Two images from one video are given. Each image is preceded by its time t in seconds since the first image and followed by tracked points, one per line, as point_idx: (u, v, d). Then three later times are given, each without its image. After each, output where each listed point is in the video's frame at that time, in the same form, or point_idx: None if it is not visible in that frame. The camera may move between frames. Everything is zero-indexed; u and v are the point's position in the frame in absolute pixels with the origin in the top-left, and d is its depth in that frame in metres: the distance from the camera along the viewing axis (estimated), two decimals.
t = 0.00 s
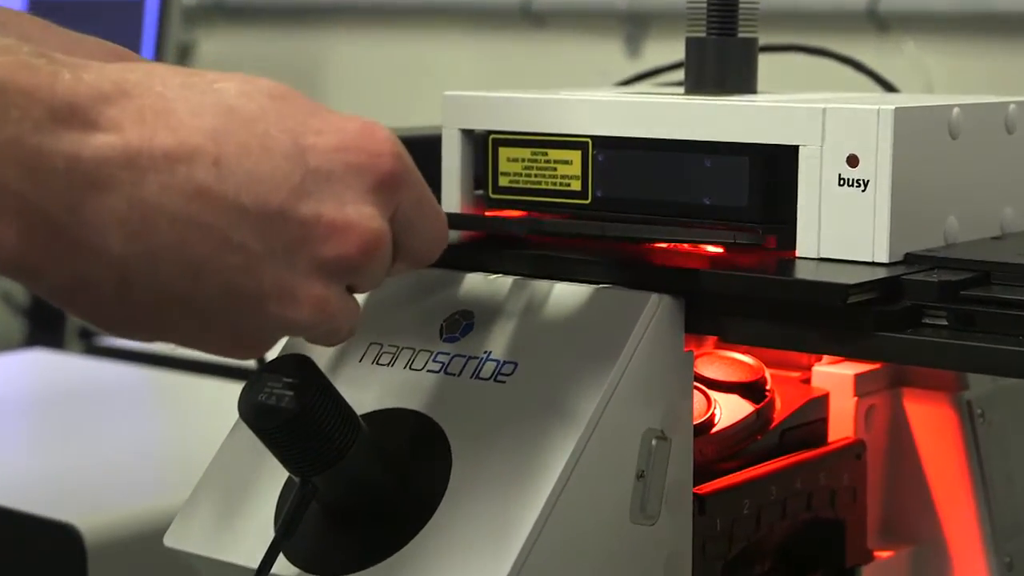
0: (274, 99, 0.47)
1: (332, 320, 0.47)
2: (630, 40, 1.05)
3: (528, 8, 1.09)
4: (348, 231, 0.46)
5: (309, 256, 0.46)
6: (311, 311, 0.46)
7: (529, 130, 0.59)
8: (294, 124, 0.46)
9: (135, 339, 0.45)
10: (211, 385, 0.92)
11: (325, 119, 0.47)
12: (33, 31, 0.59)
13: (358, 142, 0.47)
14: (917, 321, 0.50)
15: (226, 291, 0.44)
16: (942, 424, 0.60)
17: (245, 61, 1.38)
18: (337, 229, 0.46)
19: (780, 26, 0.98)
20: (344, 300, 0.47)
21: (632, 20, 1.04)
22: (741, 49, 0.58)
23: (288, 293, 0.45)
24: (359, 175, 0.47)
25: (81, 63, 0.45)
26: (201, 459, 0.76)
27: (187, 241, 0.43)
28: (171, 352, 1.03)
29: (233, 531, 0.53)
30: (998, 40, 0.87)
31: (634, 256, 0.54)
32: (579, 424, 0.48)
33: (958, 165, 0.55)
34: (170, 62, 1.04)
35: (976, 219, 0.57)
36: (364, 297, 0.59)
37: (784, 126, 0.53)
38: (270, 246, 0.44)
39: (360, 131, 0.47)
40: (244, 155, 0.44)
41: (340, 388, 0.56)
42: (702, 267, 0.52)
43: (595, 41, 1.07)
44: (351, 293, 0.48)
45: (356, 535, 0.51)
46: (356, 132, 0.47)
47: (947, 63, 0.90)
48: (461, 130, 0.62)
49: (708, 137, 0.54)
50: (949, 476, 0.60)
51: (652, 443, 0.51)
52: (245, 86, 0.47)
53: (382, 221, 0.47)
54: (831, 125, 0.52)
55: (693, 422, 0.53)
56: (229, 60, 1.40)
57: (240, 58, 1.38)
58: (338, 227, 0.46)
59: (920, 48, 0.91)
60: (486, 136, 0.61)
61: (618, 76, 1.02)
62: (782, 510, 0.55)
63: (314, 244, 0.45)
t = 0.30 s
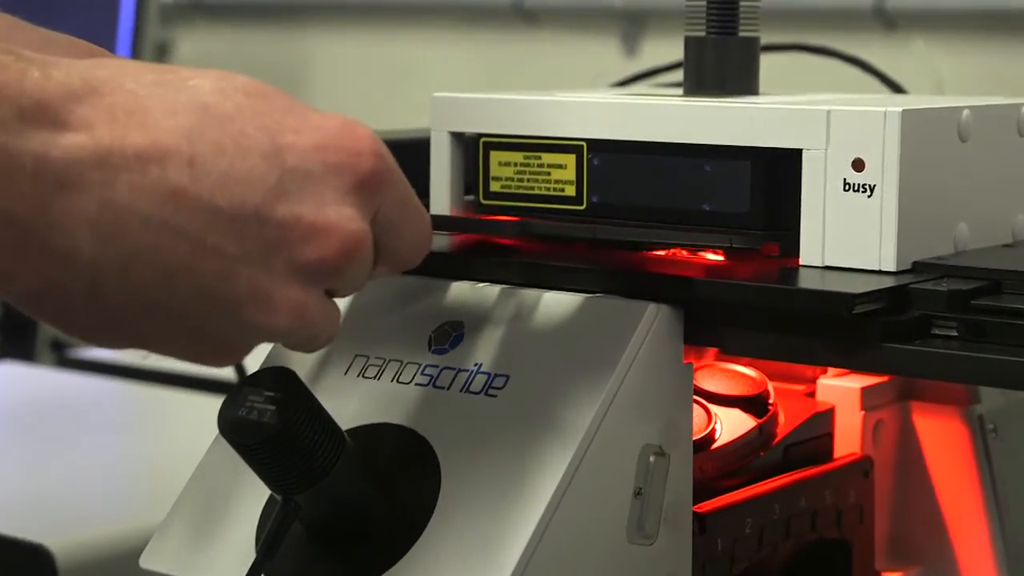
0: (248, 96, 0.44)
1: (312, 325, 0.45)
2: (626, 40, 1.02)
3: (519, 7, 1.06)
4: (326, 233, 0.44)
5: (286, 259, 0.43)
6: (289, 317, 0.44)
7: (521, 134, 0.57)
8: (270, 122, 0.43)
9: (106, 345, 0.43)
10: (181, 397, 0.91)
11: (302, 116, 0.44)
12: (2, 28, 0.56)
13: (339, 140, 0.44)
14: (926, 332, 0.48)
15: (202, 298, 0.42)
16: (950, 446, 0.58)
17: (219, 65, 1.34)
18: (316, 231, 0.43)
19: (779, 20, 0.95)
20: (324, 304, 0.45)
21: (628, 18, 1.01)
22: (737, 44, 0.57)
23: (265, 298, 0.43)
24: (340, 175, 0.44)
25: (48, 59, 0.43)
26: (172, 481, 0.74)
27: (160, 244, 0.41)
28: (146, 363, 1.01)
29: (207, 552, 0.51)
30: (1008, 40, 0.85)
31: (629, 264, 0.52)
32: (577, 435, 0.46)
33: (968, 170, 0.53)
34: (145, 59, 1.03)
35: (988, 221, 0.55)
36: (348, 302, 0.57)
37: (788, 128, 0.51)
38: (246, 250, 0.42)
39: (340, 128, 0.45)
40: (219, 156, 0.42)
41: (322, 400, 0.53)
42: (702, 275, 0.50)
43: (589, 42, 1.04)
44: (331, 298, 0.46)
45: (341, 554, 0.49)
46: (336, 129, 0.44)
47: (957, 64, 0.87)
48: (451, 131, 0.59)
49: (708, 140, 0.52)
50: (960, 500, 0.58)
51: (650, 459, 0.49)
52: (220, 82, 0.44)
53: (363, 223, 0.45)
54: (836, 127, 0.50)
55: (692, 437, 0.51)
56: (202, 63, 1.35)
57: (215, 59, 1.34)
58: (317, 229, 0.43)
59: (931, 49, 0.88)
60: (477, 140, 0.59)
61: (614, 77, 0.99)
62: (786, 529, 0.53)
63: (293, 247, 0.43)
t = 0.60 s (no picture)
0: (219, 87, 0.40)
1: (283, 331, 0.41)
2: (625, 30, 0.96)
3: None
4: (299, 233, 0.40)
5: (256, 261, 0.39)
6: (259, 322, 0.40)
7: (513, 134, 0.54)
8: (238, 115, 0.40)
9: (61, 348, 0.39)
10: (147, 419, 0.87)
11: (274, 111, 0.40)
12: None
13: (313, 135, 0.41)
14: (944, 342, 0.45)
15: (166, 301, 0.38)
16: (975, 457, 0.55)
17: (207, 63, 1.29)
18: (288, 231, 0.39)
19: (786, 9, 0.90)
20: (296, 307, 0.41)
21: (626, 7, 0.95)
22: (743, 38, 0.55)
23: (234, 302, 0.39)
24: (314, 172, 0.40)
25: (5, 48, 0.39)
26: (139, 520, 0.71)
27: (122, 242, 0.37)
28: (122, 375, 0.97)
29: None
30: None
31: (627, 271, 0.49)
32: (571, 454, 0.44)
33: (984, 172, 0.50)
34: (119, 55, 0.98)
35: (1005, 229, 0.52)
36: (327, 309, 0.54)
37: (796, 126, 0.48)
38: (214, 251, 0.38)
39: (315, 123, 0.41)
40: (184, 149, 0.38)
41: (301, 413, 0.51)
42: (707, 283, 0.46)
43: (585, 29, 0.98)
44: (304, 301, 0.42)
45: None
46: (310, 124, 0.41)
47: (980, 58, 0.82)
48: (440, 130, 0.56)
49: (711, 139, 0.49)
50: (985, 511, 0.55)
51: (651, 478, 0.46)
52: (188, 73, 0.40)
53: (339, 223, 0.41)
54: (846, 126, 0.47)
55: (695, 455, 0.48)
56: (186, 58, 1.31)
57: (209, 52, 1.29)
58: (288, 229, 0.39)
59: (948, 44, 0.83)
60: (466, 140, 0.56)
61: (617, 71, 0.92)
62: (796, 553, 0.50)
63: (263, 247, 0.39)
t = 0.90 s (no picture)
0: (193, 99, 0.36)
1: (259, 358, 0.38)
2: (620, 23, 0.89)
3: None
4: (278, 259, 0.36)
5: (230, 287, 0.36)
6: (234, 348, 0.37)
7: (503, 132, 0.51)
8: (214, 131, 0.36)
9: (28, 374, 0.37)
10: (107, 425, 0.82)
11: (251, 125, 0.37)
12: None
13: (292, 152, 0.37)
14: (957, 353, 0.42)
15: (135, 328, 0.35)
16: (987, 483, 0.53)
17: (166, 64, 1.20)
18: (265, 255, 0.36)
19: None
20: (274, 332, 0.38)
21: None
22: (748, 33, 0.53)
23: (207, 329, 0.36)
24: (295, 192, 0.37)
25: None
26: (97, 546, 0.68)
27: (89, 266, 0.34)
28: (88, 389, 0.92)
29: None
30: None
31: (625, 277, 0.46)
32: (558, 480, 0.41)
33: (998, 174, 0.48)
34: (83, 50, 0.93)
35: None
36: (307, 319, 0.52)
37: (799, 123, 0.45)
38: (187, 275, 0.35)
39: (296, 139, 0.37)
40: (157, 172, 0.34)
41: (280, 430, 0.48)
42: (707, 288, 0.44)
43: (576, 23, 0.91)
44: (282, 324, 0.38)
45: None
46: (292, 140, 0.37)
47: (994, 53, 0.76)
48: (424, 130, 0.54)
49: (712, 139, 0.47)
50: (1001, 535, 0.53)
51: (647, 495, 0.44)
52: (163, 83, 0.37)
53: (321, 245, 0.37)
54: (855, 126, 0.45)
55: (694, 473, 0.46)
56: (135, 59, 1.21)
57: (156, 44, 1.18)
58: (265, 254, 0.36)
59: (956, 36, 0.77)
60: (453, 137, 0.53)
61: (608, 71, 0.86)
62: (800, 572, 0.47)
63: (239, 272, 0.36)
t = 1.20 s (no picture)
0: (194, 100, 0.36)
1: (267, 368, 0.36)
2: (613, 22, 0.88)
3: None
4: (282, 262, 0.35)
5: (235, 291, 0.35)
6: (239, 356, 0.35)
7: (491, 135, 0.50)
8: (217, 133, 0.35)
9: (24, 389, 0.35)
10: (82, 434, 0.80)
11: (257, 127, 0.36)
12: None
13: (297, 154, 0.36)
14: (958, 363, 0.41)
15: (140, 335, 0.34)
16: (993, 492, 0.52)
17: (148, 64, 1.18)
18: (269, 258, 0.35)
19: None
20: (280, 339, 0.36)
21: None
22: (744, 31, 0.51)
23: (211, 334, 0.35)
24: (300, 194, 0.36)
25: None
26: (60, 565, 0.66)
27: (91, 271, 0.33)
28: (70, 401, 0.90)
29: None
30: None
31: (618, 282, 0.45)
32: (553, 486, 0.40)
33: (1002, 177, 0.47)
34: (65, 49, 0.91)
35: None
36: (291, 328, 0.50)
37: (797, 124, 0.44)
38: (191, 279, 0.34)
39: (298, 140, 0.36)
40: (159, 174, 0.33)
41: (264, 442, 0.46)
42: (710, 296, 0.43)
43: (570, 22, 0.90)
44: (290, 334, 0.37)
45: None
46: (295, 142, 0.36)
47: (988, 53, 0.75)
48: (411, 132, 0.52)
49: (707, 141, 0.46)
50: (1002, 544, 0.52)
51: (640, 509, 0.42)
52: (165, 87, 0.36)
53: (329, 249, 0.36)
54: (853, 128, 0.43)
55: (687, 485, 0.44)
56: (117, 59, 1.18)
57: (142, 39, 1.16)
58: (270, 256, 0.35)
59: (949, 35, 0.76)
60: (438, 140, 0.52)
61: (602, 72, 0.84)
62: None
63: (243, 275, 0.35)
